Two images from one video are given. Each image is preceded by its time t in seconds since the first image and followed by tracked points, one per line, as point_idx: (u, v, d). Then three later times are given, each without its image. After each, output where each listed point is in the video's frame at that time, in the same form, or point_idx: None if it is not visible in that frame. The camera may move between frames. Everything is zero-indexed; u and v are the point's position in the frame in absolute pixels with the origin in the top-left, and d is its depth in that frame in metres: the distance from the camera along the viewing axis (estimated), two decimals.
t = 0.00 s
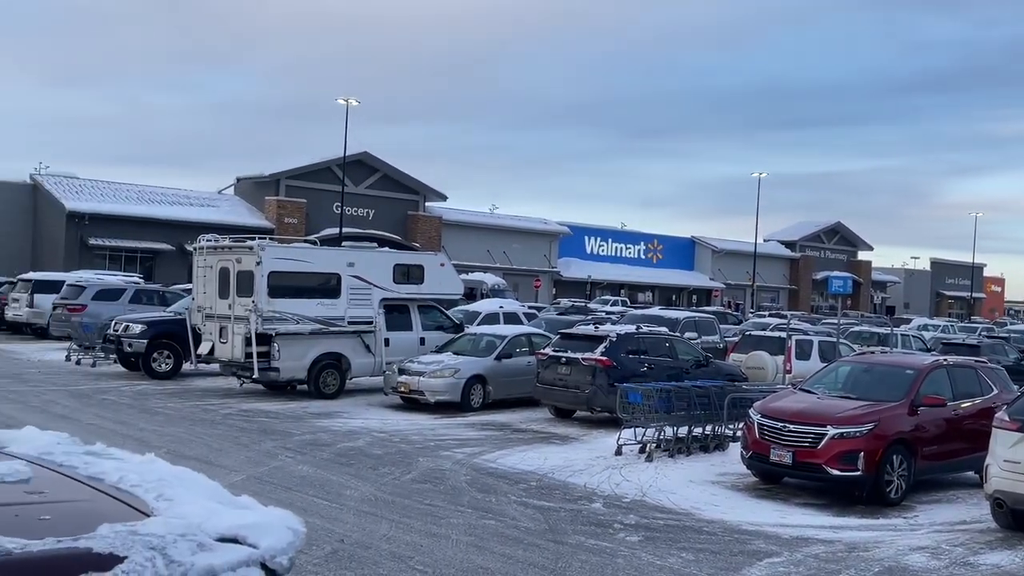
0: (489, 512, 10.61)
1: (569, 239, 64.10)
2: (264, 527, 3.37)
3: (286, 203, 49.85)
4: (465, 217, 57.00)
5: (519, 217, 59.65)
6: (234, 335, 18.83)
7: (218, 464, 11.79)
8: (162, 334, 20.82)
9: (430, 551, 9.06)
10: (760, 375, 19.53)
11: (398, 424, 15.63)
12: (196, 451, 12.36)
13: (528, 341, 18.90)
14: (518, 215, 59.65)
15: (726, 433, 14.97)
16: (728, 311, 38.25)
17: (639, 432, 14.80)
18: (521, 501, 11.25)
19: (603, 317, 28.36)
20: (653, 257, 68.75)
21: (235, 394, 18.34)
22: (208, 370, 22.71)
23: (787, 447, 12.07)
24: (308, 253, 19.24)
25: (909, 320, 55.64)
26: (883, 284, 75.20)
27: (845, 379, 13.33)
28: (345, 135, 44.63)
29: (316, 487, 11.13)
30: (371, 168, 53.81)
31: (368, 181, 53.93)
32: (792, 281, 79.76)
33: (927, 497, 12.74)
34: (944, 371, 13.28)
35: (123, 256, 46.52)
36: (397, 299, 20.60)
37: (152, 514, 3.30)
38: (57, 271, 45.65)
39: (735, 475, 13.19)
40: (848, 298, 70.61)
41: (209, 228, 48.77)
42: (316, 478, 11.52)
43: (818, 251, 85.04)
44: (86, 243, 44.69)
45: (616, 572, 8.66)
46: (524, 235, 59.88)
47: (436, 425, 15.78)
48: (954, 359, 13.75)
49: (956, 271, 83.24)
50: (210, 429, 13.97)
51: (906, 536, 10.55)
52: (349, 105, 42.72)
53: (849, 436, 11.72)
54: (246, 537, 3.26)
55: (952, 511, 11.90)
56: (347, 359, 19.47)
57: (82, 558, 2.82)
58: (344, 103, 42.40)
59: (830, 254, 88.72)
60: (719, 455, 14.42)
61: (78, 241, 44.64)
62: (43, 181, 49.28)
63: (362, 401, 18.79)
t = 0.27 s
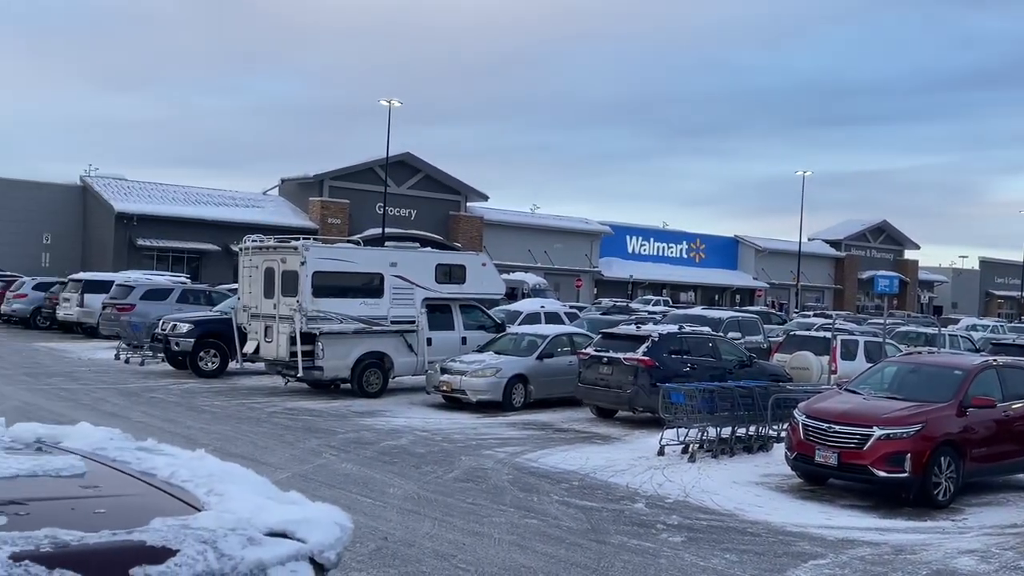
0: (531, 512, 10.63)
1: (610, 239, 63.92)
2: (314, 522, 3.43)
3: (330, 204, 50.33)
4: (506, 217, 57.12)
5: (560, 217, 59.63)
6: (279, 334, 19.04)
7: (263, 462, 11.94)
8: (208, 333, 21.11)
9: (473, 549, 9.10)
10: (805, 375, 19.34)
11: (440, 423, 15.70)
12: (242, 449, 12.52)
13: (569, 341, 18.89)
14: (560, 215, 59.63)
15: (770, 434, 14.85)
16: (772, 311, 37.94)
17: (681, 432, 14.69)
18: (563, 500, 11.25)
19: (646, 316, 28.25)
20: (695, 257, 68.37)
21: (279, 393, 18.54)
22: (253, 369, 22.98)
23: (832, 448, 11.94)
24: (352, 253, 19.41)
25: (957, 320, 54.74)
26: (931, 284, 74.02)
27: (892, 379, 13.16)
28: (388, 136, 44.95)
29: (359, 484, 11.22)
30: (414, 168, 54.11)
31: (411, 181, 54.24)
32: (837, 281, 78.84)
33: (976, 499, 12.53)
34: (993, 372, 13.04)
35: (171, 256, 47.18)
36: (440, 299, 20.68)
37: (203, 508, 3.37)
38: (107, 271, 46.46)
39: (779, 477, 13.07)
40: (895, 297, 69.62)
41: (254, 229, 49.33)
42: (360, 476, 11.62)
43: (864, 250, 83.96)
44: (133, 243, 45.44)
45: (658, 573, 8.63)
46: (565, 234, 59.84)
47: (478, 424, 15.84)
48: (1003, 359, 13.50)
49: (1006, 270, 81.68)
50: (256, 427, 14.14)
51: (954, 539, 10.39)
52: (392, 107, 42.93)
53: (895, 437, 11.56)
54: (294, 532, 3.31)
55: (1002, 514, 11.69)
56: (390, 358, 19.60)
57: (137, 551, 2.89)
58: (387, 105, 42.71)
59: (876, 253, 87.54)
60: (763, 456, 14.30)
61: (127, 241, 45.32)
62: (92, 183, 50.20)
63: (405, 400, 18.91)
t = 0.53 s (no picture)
0: (572, 512, 10.62)
1: (651, 239, 63.67)
2: (359, 519, 3.46)
3: (372, 204, 50.70)
4: (546, 217, 57.14)
5: (601, 216, 59.52)
6: (322, 334, 19.22)
7: (306, 460, 12.07)
8: (252, 332, 21.36)
9: (514, 549, 9.12)
10: (849, 376, 19.14)
11: (481, 423, 15.75)
12: (285, 447, 12.66)
13: (610, 341, 18.85)
14: (600, 215, 59.53)
15: (814, 435, 14.70)
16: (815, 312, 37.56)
17: (723, 433, 14.60)
18: (604, 500, 11.24)
19: (687, 316, 28.11)
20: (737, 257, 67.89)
21: (321, 391, 18.71)
22: (296, 368, 23.21)
23: (876, 450, 11.79)
24: (393, 254, 19.54)
25: (1005, 321, 53.79)
26: (979, 284, 72.77)
27: (938, 381, 12.96)
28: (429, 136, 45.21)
29: (401, 483, 11.29)
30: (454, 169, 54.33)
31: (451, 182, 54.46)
32: (882, 281, 77.82)
33: None
34: None
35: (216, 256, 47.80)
36: (480, 299, 20.74)
37: (251, 505, 3.41)
38: (153, 271, 47.21)
39: (823, 479, 12.93)
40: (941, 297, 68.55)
41: (296, 229, 49.83)
42: (402, 475, 11.69)
43: (909, 249, 82.78)
44: (178, 243, 46.12)
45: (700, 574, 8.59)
46: (605, 234, 59.73)
47: (519, 424, 15.86)
48: None
49: None
50: (298, 425, 14.29)
51: (1003, 543, 10.21)
52: (432, 107, 43.14)
53: (942, 439, 11.38)
54: (340, 529, 3.35)
55: None
56: (431, 358, 19.69)
57: (187, 545, 2.94)
58: (427, 105, 42.95)
59: (922, 253, 86.25)
60: (806, 457, 14.16)
61: (172, 242, 46.00)
62: (139, 184, 51.05)
63: (446, 400, 18.99)
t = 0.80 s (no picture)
0: (612, 512, 10.59)
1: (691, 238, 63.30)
2: (403, 516, 3.48)
3: (411, 204, 50.97)
4: (585, 217, 57.05)
5: (640, 216, 59.30)
6: (362, 333, 19.36)
7: (347, 458, 12.16)
8: (293, 331, 21.56)
9: (554, 548, 9.11)
10: (893, 378, 18.90)
11: (520, 422, 15.76)
12: (327, 445, 12.77)
13: (649, 341, 18.77)
14: (639, 215, 59.32)
15: (857, 437, 14.53)
16: (859, 312, 37.12)
17: (765, 434, 14.48)
18: (644, 501, 11.20)
19: (728, 317, 27.91)
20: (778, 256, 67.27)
21: (362, 390, 18.84)
22: (336, 367, 23.39)
23: (921, 452, 11.63)
24: (433, 254, 19.63)
25: None
26: None
27: (985, 382, 12.74)
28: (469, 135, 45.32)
29: (440, 482, 11.33)
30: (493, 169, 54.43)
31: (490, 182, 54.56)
32: (927, 281, 76.66)
33: None
34: None
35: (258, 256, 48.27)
36: (519, 299, 20.76)
37: (298, 501, 3.44)
38: (196, 271, 47.86)
39: (866, 481, 12.78)
40: (987, 298, 67.36)
41: (337, 229, 50.21)
42: (442, 474, 11.73)
43: (955, 249, 81.45)
44: (221, 243, 46.71)
45: None
46: (645, 234, 59.48)
47: (558, 424, 15.86)
48: None
49: None
50: (339, 424, 14.40)
51: None
52: (471, 107, 43.24)
53: (989, 442, 11.18)
54: (385, 525, 3.37)
55: None
56: (470, 357, 19.73)
57: (236, 540, 2.97)
58: (466, 105, 43.06)
59: (968, 252, 84.81)
60: (849, 459, 14.00)
61: (214, 242, 46.55)
62: (183, 185, 51.70)
63: (485, 399, 19.03)
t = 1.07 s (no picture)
0: (651, 513, 10.54)
1: (730, 238, 62.84)
2: (442, 514, 3.49)
3: (450, 204, 51.17)
4: (624, 217, 56.89)
5: (679, 216, 59.00)
6: (401, 332, 19.46)
7: (386, 457, 12.23)
8: (333, 330, 21.73)
9: (592, 548, 9.09)
10: (937, 379, 18.62)
11: (558, 422, 15.75)
12: (366, 443, 12.85)
13: (688, 341, 18.67)
14: (679, 214, 59.02)
15: (899, 439, 14.33)
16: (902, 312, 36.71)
17: (805, 436, 14.33)
18: (683, 502, 11.14)
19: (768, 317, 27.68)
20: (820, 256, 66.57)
21: (400, 389, 18.94)
22: (376, 366, 23.53)
23: (966, 455, 11.44)
24: (472, 253, 19.68)
25: None
26: None
27: None
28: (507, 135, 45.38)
29: (478, 481, 11.36)
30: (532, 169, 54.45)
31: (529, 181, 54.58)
32: (972, 281, 75.42)
33: None
34: None
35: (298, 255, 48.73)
36: (557, 299, 20.73)
37: (338, 497, 3.47)
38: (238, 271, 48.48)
39: (909, 483, 12.60)
40: None
41: (376, 229, 50.53)
42: (480, 473, 11.76)
43: (1001, 249, 80.07)
44: (262, 243, 47.25)
45: None
46: (684, 234, 59.16)
47: (597, 424, 15.82)
48: None
49: None
50: (379, 422, 14.48)
51: None
52: (510, 107, 43.24)
53: None
54: (424, 523, 3.38)
55: None
56: (508, 357, 19.74)
57: (278, 537, 3.00)
58: (505, 105, 43.09)
59: (1015, 252, 83.32)
60: (892, 462, 13.81)
61: (255, 241, 47.11)
62: (224, 185, 52.33)
63: (523, 399, 19.04)
